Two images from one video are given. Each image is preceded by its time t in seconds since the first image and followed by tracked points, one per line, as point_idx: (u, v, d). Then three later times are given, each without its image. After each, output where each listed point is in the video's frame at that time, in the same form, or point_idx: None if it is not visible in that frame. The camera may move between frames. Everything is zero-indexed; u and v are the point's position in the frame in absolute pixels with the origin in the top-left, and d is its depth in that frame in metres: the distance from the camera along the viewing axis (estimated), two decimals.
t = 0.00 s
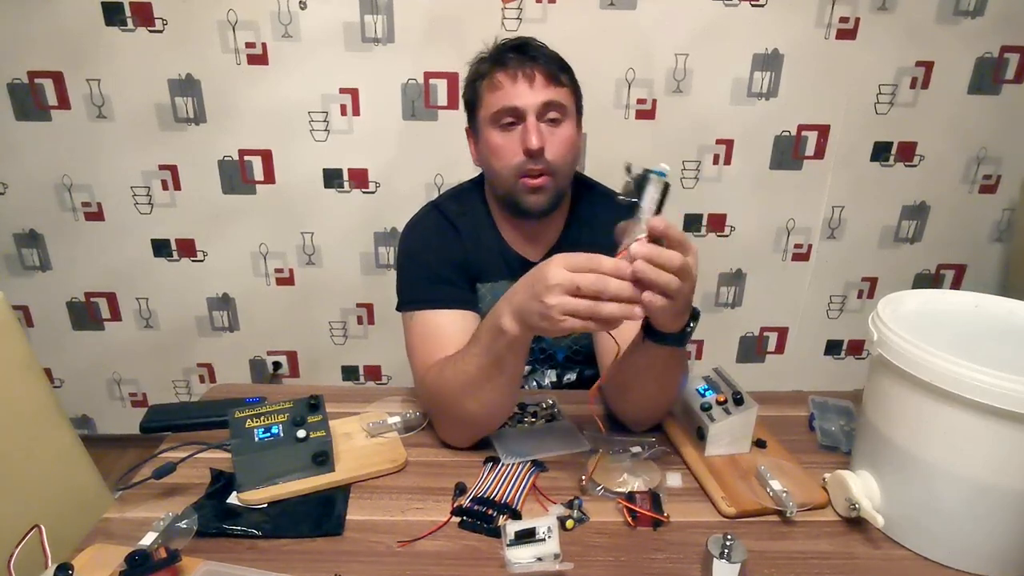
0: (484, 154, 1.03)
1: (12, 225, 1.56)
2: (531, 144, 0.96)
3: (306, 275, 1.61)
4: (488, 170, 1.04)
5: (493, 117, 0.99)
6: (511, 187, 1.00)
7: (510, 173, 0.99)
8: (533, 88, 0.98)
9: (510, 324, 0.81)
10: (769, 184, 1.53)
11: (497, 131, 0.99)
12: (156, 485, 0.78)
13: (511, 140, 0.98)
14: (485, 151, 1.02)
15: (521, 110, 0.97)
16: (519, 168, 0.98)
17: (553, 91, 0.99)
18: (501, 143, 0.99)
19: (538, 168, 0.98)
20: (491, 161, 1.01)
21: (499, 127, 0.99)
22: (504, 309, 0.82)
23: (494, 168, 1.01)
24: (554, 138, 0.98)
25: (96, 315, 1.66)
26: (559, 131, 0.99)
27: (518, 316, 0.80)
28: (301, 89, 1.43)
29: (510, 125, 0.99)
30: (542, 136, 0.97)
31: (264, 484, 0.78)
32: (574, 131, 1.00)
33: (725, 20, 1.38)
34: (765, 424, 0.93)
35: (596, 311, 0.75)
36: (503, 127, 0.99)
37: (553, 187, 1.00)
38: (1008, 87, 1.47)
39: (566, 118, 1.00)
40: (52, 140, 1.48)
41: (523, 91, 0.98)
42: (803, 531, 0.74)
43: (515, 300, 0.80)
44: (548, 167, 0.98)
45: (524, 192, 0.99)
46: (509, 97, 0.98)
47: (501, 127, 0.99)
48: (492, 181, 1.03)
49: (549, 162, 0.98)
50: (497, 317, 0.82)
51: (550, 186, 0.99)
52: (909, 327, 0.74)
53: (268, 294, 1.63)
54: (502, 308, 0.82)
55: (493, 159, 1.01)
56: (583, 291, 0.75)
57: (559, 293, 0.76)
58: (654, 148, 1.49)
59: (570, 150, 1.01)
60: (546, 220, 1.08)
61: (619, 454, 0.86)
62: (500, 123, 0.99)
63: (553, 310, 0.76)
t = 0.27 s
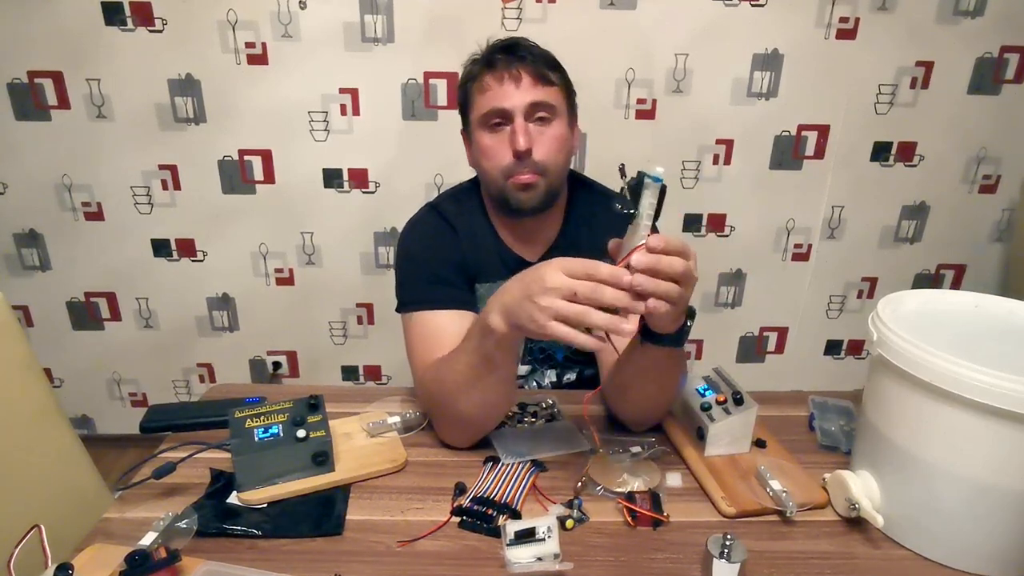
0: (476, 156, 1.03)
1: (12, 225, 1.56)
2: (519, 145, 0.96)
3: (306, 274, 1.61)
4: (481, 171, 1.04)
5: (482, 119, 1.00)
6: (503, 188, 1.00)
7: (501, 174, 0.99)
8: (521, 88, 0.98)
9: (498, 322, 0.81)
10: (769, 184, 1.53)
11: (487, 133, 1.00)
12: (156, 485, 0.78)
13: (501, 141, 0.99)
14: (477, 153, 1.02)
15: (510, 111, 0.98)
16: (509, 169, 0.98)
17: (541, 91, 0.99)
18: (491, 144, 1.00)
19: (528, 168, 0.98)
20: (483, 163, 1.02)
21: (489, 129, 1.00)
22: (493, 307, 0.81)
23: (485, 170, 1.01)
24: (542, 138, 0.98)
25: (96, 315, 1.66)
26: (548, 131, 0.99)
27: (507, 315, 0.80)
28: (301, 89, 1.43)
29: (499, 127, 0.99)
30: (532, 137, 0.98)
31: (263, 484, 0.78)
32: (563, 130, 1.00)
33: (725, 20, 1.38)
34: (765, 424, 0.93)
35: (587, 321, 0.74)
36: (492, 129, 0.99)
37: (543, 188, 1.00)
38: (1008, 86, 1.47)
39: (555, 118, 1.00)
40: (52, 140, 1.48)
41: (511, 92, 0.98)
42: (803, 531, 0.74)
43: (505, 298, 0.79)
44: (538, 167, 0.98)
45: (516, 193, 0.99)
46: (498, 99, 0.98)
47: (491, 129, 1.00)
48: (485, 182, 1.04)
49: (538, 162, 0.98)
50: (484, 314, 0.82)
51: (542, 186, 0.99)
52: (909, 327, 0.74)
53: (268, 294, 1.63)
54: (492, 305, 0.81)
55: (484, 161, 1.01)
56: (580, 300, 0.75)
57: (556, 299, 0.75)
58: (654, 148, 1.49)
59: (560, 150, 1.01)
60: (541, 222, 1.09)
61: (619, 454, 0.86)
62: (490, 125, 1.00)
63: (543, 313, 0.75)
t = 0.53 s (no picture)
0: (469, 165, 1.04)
1: (12, 225, 1.56)
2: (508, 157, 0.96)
3: (306, 274, 1.61)
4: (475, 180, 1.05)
5: (473, 130, 1.00)
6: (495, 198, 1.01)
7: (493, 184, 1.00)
8: (508, 99, 0.98)
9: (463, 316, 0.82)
10: (769, 184, 1.53)
11: (478, 144, 1.01)
12: (156, 485, 0.78)
13: (490, 152, 0.99)
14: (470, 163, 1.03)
15: (498, 123, 0.98)
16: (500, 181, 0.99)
17: (530, 101, 0.98)
18: (482, 155, 1.00)
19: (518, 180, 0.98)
20: (475, 173, 1.03)
21: (480, 139, 1.00)
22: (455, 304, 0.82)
23: (479, 180, 1.02)
24: (532, 148, 0.99)
25: (96, 315, 1.66)
26: (537, 140, 0.99)
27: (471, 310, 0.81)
28: (301, 89, 1.43)
29: (489, 138, 1.00)
30: (521, 148, 0.98)
31: (263, 484, 0.78)
32: (553, 138, 1.00)
33: (725, 20, 1.38)
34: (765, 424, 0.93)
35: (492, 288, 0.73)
36: (483, 140, 1.00)
37: (535, 198, 1.01)
38: (1008, 86, 1.47)
39: (544, 127, 1.00)
40: (52, 140, 1.48)
41: (499, 103, 0.98)
42: (803, 532, 0.74)
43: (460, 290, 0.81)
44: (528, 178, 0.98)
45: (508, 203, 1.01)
46: (485, 111, 0.98)
47: (481, 140, 1.00)
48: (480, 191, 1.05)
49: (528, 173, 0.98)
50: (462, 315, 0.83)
51: (534, 196, 1.00)
52: (909, 327, 0.74)
53: (268, 294, 1.63)
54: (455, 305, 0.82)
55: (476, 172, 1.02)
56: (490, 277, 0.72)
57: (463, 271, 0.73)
58: (654, 148, 1.49)
59: (551, 158, 1.01)
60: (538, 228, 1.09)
61: (619, 454, 0.86)
62: (480, 136, 1.00)
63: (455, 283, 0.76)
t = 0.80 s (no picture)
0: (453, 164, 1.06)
1: (12, 225, 1.56)
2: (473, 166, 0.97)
3: (306, 274, 1.61)
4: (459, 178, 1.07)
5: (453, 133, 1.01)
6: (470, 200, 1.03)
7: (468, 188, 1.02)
8: (481, 108, 0.97)
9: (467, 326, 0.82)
10: (769, 184, 1.53)
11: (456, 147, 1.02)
12: (156, 485, 0.78)
13: (464, 158, 1.00)
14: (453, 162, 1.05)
15: (469, 130, 0.97)
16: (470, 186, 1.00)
17: (501, 109, 0.96)
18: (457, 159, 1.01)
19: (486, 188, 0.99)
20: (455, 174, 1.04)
21: (457, 144, 1.01)
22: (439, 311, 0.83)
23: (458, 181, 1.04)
24: (502, 157, 0.97)
25: (96, 315, 1.66)
26: (508, 150, 0.97)
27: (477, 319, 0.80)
28: (301, 89, 1.43)
29: (463, 143, 1.00)
30: (490, 157, 0.97)
31: (264, 484, 0.78)
32: (526, 147, 0.98)
33: (725, 20, 1.38)
34: (765, 424, 0.93)
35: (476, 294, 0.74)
36: (460, 144, 1.01)
37: (504, 204, 1.01)
38: (1008, 86, 1.47)
39: (517, 135, 0.97)
40: (52, 140, 1.48)
41: (472, 110, 0.97)
42: (803, 531, 0.74)
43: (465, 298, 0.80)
44: (495, 187, 0.99)
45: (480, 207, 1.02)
46: (459, 117, 0.98)
47: (459, 144, 1.01)
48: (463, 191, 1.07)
49: (494, 182, 0.98)
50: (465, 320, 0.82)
51: (502, 204, 1.00)
52: (909, 327, 0.74)
53: (268, 294, 1.63)
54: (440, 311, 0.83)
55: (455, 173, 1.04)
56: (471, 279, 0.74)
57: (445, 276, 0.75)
58: (654, 148, 1.49)
59: (524, 167, 0.99)
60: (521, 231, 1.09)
61: (619, 454, 0.86)
62: (458, 140, 1.01)
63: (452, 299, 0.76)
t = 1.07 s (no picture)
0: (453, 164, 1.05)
1: (13, 225, 1.57)
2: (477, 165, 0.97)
3: (307, 275, 1.62)
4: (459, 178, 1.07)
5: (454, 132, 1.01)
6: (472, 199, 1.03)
7: (471, 187, 1.01)
8: (484, 106, 0.97)
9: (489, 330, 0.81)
10: (769, 185, 1.53)
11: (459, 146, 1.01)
12: (158, 484, 0.79)
13: (468, 157, 1.00)
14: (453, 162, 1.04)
15: (473, 128, 0.98)
16: (473, 185, 1.00)
17: (506, 107, 0.97)
18: (460, 158, 1.01)
19: (491, 186, 0.99)
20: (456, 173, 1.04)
21: (460, 142, 1.01)
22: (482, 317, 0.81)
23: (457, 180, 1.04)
24: (506, 155, 0.98)
25: (97, 315, 1.66)
26: (513, 148, 0.98)
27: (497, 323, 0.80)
28: (302, 90, 1.43)
29: (467, 142, 1.00)
30: (495, 155, 0.98)
31: (265, 484, 0.78)
32: (531, 145, 0.99)
33: (724, 20, 1.39)
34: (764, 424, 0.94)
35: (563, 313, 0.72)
36: (462, 143, 1.00)
37: (508, 203, 1.01)
38: (1007, 87, 1.47)
39: (522, 133, 0.98)
40: (54, 141, 1.48)
41: (476, 109, 0.97)
42: (802, 530, 0.75)
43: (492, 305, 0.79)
44: (501, 186, 0.99)
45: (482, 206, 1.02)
46: (462, 116, 0.98)
47: (461, 143, 1.00)
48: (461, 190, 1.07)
49: (499, 181, 0.98)
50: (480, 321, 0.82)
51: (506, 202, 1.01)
52: (908, 327, 0.75)
53: (269, 294, 1.64)
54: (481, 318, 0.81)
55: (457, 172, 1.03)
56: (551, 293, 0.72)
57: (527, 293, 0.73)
58: (654, 149, 1.49)
59: (528, 165, 1.00)
60: (520, 229, 1.10)
61: (619, 454, 0.86)
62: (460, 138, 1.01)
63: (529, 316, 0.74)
